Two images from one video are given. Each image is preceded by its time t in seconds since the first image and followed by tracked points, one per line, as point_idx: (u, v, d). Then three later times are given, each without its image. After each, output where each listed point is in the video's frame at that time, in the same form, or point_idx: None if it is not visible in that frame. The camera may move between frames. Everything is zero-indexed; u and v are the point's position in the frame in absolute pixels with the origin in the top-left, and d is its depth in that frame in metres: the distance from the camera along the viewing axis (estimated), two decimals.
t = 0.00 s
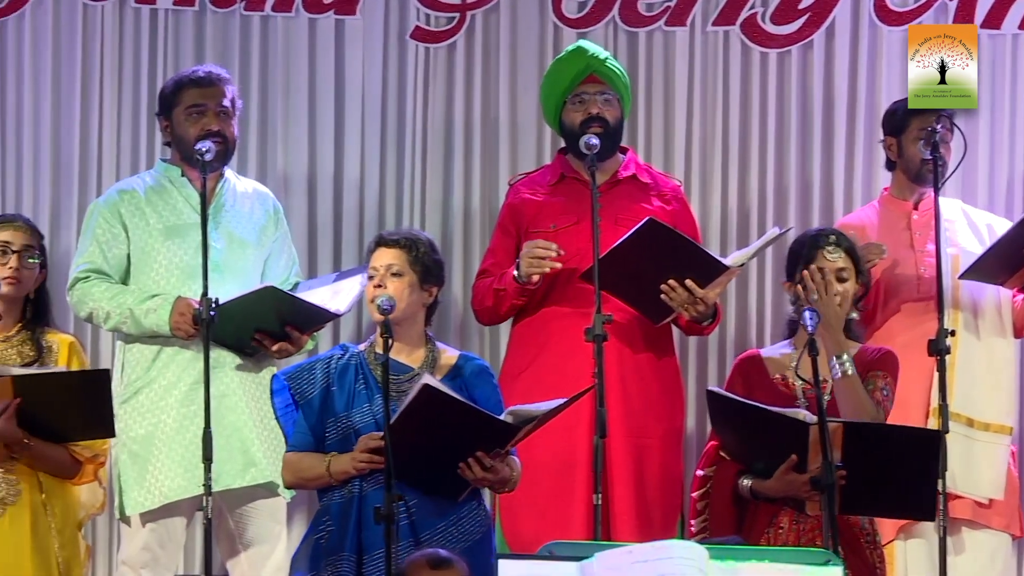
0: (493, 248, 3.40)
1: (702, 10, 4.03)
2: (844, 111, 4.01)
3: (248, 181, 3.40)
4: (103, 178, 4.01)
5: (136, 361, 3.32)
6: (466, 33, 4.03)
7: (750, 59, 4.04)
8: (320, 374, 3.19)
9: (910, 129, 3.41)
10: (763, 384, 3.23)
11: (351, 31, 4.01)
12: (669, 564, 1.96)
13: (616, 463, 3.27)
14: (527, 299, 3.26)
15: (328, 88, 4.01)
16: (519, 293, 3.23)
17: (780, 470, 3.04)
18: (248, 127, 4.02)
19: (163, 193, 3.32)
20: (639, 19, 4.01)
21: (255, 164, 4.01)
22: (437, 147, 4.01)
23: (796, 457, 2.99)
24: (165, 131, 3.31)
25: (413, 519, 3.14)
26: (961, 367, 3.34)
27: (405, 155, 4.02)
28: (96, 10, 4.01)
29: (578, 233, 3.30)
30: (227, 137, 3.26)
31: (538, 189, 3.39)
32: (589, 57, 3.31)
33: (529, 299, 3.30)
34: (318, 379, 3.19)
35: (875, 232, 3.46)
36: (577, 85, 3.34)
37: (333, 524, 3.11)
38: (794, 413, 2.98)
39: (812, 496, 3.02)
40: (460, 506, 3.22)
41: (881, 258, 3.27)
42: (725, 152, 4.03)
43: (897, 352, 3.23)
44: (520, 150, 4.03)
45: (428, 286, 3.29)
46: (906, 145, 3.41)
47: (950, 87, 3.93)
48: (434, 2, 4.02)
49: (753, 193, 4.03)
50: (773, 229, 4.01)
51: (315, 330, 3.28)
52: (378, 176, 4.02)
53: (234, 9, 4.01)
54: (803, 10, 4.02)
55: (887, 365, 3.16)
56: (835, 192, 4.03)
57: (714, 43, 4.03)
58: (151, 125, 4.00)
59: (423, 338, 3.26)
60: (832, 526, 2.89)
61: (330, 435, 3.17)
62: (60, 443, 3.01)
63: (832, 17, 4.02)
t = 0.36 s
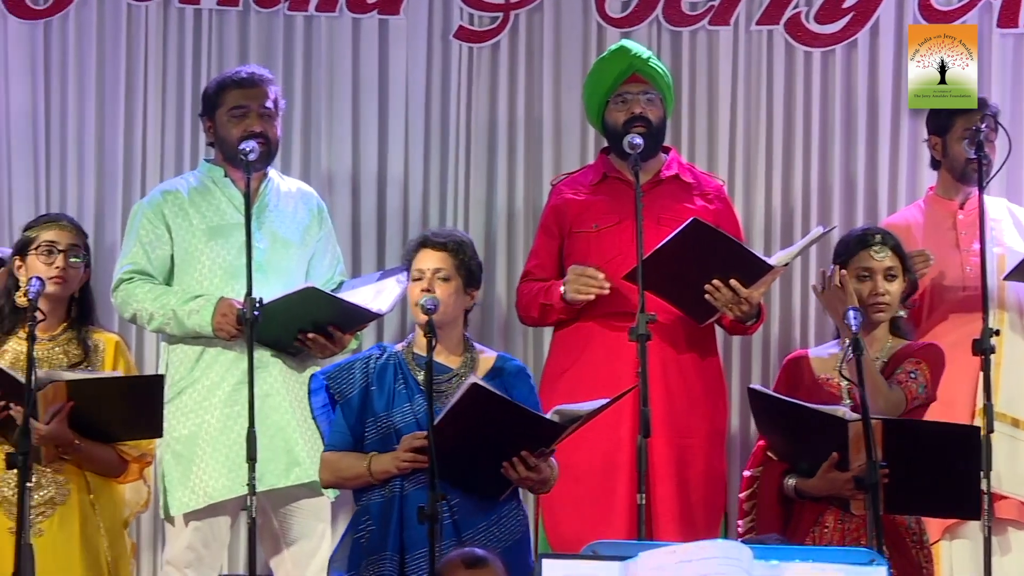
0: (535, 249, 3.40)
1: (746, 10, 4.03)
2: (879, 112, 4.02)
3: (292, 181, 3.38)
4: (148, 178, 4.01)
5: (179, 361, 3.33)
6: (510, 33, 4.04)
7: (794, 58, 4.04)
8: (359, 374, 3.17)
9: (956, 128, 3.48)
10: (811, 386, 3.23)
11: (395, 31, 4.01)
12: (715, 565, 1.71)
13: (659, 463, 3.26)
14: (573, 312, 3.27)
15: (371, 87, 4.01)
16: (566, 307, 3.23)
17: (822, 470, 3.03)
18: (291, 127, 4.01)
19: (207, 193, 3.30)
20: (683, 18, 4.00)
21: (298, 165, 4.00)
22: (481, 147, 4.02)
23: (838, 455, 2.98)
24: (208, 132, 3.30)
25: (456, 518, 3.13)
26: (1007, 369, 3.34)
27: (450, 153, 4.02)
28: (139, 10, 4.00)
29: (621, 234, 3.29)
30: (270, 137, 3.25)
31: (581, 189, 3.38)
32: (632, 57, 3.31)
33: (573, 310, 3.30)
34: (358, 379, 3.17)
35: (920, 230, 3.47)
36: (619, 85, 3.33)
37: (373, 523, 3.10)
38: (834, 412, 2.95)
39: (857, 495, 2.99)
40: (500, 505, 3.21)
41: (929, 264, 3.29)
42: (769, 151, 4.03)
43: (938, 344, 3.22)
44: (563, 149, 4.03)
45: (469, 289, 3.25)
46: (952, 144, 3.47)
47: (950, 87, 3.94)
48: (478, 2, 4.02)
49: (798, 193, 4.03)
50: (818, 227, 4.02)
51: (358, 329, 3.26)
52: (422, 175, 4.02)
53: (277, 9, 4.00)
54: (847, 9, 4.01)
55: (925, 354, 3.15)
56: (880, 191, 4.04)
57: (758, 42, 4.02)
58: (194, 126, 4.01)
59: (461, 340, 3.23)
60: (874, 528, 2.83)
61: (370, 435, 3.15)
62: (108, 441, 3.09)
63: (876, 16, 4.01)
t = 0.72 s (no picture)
0: (578, 249, 3.41)
1: (788, 10, 4.06)
2: (911, 112, 4.05)
3: (335, 181, 3.38)
4: (190, 178, 4.01)
5: (223, 362, 3.34)
6: (552, 34, 4.04)
7: (836, 58, 4.07)
8: (395, 374, 3.09)
9: (997, 128, 3.51)
10: (853, 386, 3.24)
11: (437, 30, 4.02)
12: (760, 565, 1.69)
13: (702, 463, 3.26)
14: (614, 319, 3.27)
15: (414, 86, 4.02)
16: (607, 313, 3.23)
17: (866, 472, 3.01)
18: (333, 127, 4.02)
19: (250, 194, 3.30)
20: (725, 18, 4.02)
21: (341, 165, 4.01)
22: (523, 146, 4.02)
23: (881, 458, 2.95)
24: (251, 132, 3.30)
25: (499, 518, 3.05)
26: None
27: (491, 156, 4.02)
28: (181, 11, 4.02)
29: (664, 234, 3.28)
30: (312, 138, 3.24)
31: (623, 189, 3.39)
32: (673, 57, 3.31)
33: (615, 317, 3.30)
34: (394, 380, 3.09)
35: (964, 230, 3.57)
36: (661, 84, 3.33)
37: (416, 524, 3.03)
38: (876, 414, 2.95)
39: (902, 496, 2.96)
40: (540, 504, 3.14)
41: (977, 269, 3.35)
42: (811, 150, 4.05)
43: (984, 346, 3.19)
44: (605, 148, 4.03)
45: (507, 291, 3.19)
46: (993, 144, 3.53)
47: (950, 87, 4.03)
48: (521, 2, 4.03)
49: (840, 192, 4.04)
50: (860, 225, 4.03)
51: (401, 328, 3.26)
52: (463, 174, 4.02)
53: (319, 9, 4.01)
54: (888, 8, 4.03)
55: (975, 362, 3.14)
56: (922, 190, 4.07)
57: (800, 41, 4.05)
58: (237, 126, 4.02)
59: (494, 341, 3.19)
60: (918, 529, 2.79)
61: (407, 435, 3.07)
62: (149, 442, 3.18)
63: (919, 15, 4.02)
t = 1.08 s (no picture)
0: (613, 248, 3.41)
1: (825, 9, 4.07)
2: (941, 112, 4.07)
3: (372, 181, 3.38)
4: (227, 177, 4.03)
5: (259, 361, 3.35)
6: (588, 33, 4.04)
7: (872, 57, 4.07)
8: (425, 375, 3.02)
9: None
10: (888, 384, 3.23)
11: (473, 30, 4.04)
12: (794, 564, 1.79)
13: (739, 464, 3.27)
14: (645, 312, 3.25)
15: (450, 85, 4.03)
16: (639, 306, 3.22)
17: (907, 472, 3.00)
18: (370, 128, 4.04)
19: (287, 194, 3.31)
20: (762, 18, 4.04)
21: (377, 164, 4.02)
22: (560, 145, 4.03)
23: (922, 458, 2.95)
24: (288, 132, 3.32)
25: (535, 518, 3.00)
26: None
27: (527, 157, 4.03)
28: (219, 12, 4.03)
29: (700, 233, 3.28)
30: (350, 139, 3.24)
31: (658, 188, 3.38)
32: (708, 57, 3.30)
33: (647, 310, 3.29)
34: (423, 382, 3.01)
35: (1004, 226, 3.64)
36: (695, 86, 3.33)
37: (449, 527, 2.99)
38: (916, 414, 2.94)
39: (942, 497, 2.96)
40: (573, 503, 3.07)
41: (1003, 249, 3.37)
42: (848, 149, 4.07)
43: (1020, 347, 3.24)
44: (641, 148, 4.03)
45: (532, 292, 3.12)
46: None
47: (948, 87, 4.03)
48: (558, 2, 4.03)
49: (877, 190, 4.06)
50: (897, 224, 4.05)
51: (437, 328, 3.25)
52: (499, 171, 4.04)
53: (356, 9, 4.03)
54: (926, 7, 4.03)
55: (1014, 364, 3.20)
56: (959, 188, 4.07)
57: (837, 40, 4.06)
58: (274, 125, 4.04)
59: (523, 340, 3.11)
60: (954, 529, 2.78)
61: (439, 437, 3.00)
62: (187, 443, 3.21)
63: (957, 14, 4.03)
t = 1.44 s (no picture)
0: (651, 248, 3.41)
1: (862, 8, 4.07)
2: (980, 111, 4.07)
3: (410, 181, 3.38)
4: (264, 176, 4.05)
5: (297, 361, 3.36)
6: (625, 33, 4.04)
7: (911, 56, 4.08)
8: (455, 378, 2.94)
9: None
10: (932, 381, 3.25)
11: (511, 30, 4.04)
12: (833, 564, 1.74)
13: (778, 460, 3.28)
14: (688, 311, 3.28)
15: (487, 84, 4.04)
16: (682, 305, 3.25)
17: (953, 467, 3.03)
18: (408, 127, 4.05)
19: (325, 194, 3.31)
20: (800, 17, 4.04)
21: (415, 162, 4.03)
22: (597, 145, 4.03)
23: (968, 453, 2.97)
24: (327, 132, 3.31)
25: (572, 514, 2.96)
26: None
27: (565, 157, 4.04)
28: (255, 13, 4.04)
29: (737, 232, 3.27)
30: (385, 143, 3.24)
31: (695, 187, 3.38)
32: (747, 54, 3.30)
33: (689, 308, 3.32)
34: (455, 383, 2.95)
35: None
36: (734, 82, 3.33)
37: (485, 526, 2.99)
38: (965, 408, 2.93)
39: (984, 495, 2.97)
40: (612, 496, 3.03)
41: None
42: (886, 149, 4.07)
43: None
44: (678, 148, 4.04)
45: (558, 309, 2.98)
46: None
47: (950, 87, 4.04)
48: (595, 2, 4.03)
49: (915, 187, 4.07)
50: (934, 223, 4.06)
51: (476, 328, 3.25)
52: (537, 167, 4.04)
53: (393, 9, 4.03)
54: (964, 6, 4.04)
55: None
56: (997, 188, 4.07)
57: (875, 39, 4.07)
58: (311, 125, 4.05)
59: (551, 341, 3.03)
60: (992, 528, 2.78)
61: (473, 437, 2.94)
62: (224, 442, 3.20)
63: (995, 14, 4.05)
